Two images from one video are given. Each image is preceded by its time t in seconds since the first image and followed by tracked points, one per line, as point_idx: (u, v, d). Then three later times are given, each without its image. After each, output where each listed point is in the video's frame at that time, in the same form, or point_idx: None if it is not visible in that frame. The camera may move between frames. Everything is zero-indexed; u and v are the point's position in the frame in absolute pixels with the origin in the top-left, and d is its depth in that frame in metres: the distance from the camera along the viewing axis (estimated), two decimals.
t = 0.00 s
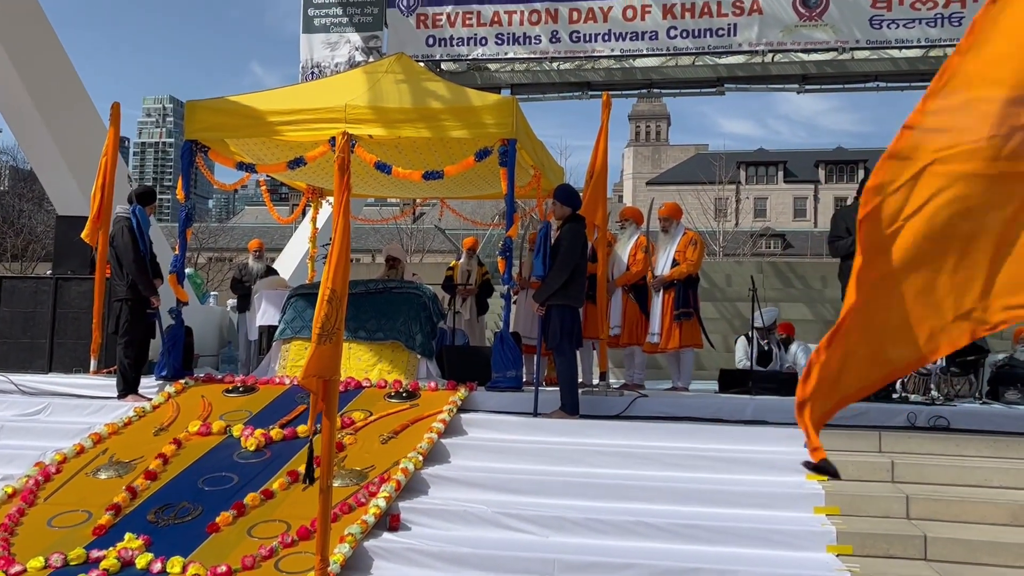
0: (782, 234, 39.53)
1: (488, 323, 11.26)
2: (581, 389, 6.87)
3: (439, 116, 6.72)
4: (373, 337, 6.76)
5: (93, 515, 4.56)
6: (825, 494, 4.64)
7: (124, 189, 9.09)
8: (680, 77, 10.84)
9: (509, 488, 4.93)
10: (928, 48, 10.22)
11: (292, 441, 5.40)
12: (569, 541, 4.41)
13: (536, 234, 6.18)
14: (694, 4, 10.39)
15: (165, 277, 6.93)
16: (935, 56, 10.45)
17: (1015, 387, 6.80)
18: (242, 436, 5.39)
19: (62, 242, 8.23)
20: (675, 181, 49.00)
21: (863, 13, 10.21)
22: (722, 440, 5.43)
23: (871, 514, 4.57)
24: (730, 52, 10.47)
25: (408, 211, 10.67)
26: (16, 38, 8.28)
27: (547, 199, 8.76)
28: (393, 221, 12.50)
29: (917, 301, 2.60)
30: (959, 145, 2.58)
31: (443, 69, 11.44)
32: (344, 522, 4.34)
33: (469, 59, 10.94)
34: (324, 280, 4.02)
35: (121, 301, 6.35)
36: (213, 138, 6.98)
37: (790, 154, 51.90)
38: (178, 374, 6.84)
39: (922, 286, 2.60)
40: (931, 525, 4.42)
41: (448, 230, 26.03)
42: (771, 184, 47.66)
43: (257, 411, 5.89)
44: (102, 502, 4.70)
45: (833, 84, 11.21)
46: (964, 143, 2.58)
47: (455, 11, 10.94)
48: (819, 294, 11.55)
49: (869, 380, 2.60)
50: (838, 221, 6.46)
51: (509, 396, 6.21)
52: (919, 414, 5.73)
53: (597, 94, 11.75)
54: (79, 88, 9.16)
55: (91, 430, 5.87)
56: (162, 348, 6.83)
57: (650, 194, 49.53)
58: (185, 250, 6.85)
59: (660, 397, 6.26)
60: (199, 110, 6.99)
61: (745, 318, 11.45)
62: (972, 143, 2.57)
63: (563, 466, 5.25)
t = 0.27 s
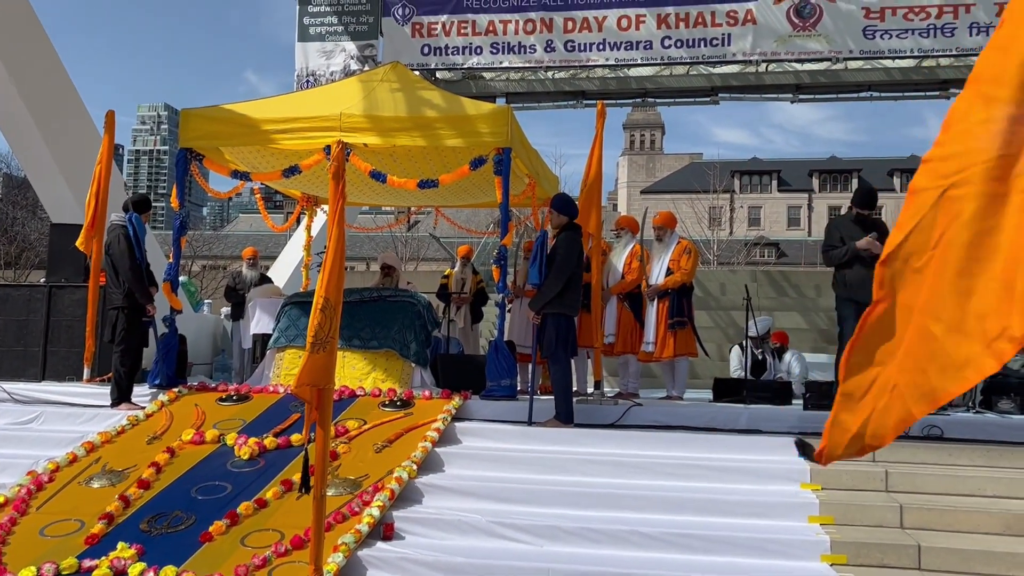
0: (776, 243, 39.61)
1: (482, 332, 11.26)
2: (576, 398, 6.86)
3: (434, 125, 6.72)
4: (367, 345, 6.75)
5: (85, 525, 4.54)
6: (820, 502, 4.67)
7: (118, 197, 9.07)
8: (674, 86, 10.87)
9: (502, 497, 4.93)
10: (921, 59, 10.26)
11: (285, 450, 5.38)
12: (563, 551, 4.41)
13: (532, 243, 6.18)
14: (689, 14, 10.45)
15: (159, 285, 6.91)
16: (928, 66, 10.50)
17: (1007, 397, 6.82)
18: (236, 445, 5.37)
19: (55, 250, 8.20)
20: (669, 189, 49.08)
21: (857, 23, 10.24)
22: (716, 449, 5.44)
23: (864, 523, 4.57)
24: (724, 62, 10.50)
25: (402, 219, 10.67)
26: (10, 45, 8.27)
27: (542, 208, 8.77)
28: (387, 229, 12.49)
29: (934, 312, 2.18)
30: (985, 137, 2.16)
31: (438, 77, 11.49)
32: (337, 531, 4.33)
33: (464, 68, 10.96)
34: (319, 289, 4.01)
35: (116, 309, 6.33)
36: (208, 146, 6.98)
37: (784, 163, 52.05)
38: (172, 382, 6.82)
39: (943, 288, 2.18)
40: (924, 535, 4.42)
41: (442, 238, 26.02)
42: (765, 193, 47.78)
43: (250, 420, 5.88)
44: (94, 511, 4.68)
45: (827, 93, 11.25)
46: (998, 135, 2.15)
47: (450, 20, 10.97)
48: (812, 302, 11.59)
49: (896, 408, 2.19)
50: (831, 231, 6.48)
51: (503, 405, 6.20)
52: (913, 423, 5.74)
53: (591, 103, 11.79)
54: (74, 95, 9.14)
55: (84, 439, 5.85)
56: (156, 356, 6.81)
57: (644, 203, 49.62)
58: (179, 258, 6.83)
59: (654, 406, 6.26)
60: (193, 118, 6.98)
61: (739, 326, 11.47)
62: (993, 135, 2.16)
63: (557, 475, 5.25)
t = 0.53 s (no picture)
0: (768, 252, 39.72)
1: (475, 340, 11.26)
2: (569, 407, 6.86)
3: (428, 133, 6.73)
4: (360, 353, 6.73)
5: (76, 533, 4.51)
6: (812, 511, 4.66)
7: (111, 204, 9.05)
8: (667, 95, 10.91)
9: (495, 506, 4.92)
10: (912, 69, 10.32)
11: (277, 458, 5.37)
12: (555, 560, 4.40)
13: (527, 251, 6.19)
14: (682, 24, 10.51)
15: (152, 293, 6.90)
16: (919, 77, 10.58)
17: (999, 406, 6.84)
18: (228, 453, 5.35)
19: (47, 257, 8.18)
20: (662, 198, 49.19)
21: (849, 34, 10.29)
22: (709, 458, 5.44)
23: (857, 532, 4.59)
24: (717, 71, 10.54)
25: (396, 227, 10.67)
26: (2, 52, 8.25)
27: (535, 216, 8.78)
28: (380, 237, 12.49)
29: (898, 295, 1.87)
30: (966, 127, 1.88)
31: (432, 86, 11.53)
32: (329, 540, 4.32)
33: (458, 76, 10.97)
34: (311, 297, 4.01)
35: (109, 317, 6.31)
36: (201, 154, 6.97)
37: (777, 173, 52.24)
38: (164, 391, 6.80)
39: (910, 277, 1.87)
40: (916, 543, 4.44)
41: (435, 246, 26.02)
42: (758, 202, 47.93)
43: (242, 429, 5.86)
44: (85, 519, 4.66)
45: (819, 103, 11.31)
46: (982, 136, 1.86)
47: (444, 29, 10.99)
48: (805, 312, 11.59)
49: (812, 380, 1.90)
50: (824, 240, 6.50)
51: (497, 413, 6.20)
52: (905, 432, 5.76)
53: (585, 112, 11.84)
54: (67, 102, 9.13)
55: (75, 447, 5.83)
56: (148, 364, 6.79)
57: (637, 212, 49.73)
58: (172, 265, 6.82)
59: (647, 414, 6.26)
60: (186, 126, 6.98)
61: (732, 335, 11.47)
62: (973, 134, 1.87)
63: (550, 483, 5.25)
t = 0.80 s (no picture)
0: (760, 260, 39.81)
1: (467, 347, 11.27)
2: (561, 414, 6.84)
3: (421, 141, 6.73)
4: (352, 361, 6.72)
5: (65, 542, 4.48)
6: (804, 520, 4.65)
7: (102, 211, 9.03)
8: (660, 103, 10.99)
9: (487, 514, 4.91)
10: (903, 79, 10.37)
11: (268, 466, 5.34)
12: (547, 568, 4.39)
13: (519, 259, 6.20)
14: (674, 33, 10.56)
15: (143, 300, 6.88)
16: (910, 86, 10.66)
17: (990, 414, 6.86)
18: (218, 461, 5.33)
19: (38, 264, 8.14)
20: (654, 206, 49.27)
21: (840, 43, 10.33)
22: (701, 466, 5.44)
23: (848, 540, 4.59)
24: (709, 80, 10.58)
25: (388, 235, 10.65)
26: None
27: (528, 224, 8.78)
28: (372, 245, 12.47)
29: (911, 333, 2.02)
30: (961, 153, 2.08)
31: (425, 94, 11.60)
32: (320, 549, 4.30)
33: (450, 84, 10.97)
34: (303, 305, 4.00)
35: (100, 324, 6.28)
36: (193, 160, 6.96)
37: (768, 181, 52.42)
38: (154, 399, 6.77)
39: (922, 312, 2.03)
40: (907, 552, 4.44)
41: (427, 253, 25.99)
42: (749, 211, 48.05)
43: (233, 437, 5.84)
44: (75, 527, 4.63)
45: (809, 112, 11.37)
46: (948, 158, 2.10)
47: (437, 37, 11.00)
48: (796, 319, 11.73)
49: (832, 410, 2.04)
50: (815, 249, 6.52)
51: (488, 421, 6.19)
52: (896, 440, 5.76)
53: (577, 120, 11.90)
54: (58, 108, 9.11)
55: (65, 455, 5.80)
56: (138, 371, 6.77)
57: (630, 220, 49.81)
58: (163, 272, 6.80)
59: (639, 422, 6.26)
60: (178, 132, 6.97)
61: (723, 343, 11.48)
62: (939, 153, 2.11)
63: (543, 492, 5.23)
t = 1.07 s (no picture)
0: (751, 268, 39.89)
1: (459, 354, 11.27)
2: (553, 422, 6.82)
3: (413, 147, 6.74)
4: (342, 367, 6.70)
5: (53, 549, 4.46)
6: (794, 527, 4.66)
7: (93, 217, 9.01)
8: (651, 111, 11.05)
9: (478, 521, 4.90)
10: (893, 87, 10.41)
11: (259, 473, 5.33)
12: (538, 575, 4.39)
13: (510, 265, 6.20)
14: (665, 41, 10.60)
15: (134, 306, 6.85)
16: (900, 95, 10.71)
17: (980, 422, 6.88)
18: (209, 468, 5.32)
19: (28, 269, 8.12)
20: (645, 213, 49.34)
21: (830, 52, 10.38)
22: (691, 473, 5.44)
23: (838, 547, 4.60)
24: (700, 88, 10.61)
25: (380, 240, 10.64)
26: None
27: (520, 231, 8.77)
28: (364, 251, 12.45)
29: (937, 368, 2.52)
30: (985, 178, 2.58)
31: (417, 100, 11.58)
32: (310, 556, 4.29)
33: (443, 91, 10.97)
34: (295, 311, 4.00)
35: (91, 330, 6.25)
36: (184, 166, 6.95)
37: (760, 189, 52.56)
38: (145, 405, 6.75)
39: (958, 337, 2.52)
40: (898, 560, 4.45)
41: (419, 260, 25.95)
42: (740, 218, 48.16)
43: (223, 443, 5.82)
44: (63, 535, 4.61)
45: (800, 120, 11.41)
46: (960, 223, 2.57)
47: (429, 44, 11.01)
48: (787, 327, 11.67)
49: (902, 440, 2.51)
50: (805, 256, 6.54)
51: (479, 428, 6.19)
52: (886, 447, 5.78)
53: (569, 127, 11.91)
54: (49, 113, 9.08)
55: (54, 461, 5.77)
56: (128, 377, 6.74)
57: (621, 227, 49.86)
58: (154, 278, 6.78)
59: (630, 429, 6.26)
60: (170, 138, 6.97)
61: (715, 350, 11.50)
62: (960, 163, 2.61)
63: (534, 498, 5.23)
